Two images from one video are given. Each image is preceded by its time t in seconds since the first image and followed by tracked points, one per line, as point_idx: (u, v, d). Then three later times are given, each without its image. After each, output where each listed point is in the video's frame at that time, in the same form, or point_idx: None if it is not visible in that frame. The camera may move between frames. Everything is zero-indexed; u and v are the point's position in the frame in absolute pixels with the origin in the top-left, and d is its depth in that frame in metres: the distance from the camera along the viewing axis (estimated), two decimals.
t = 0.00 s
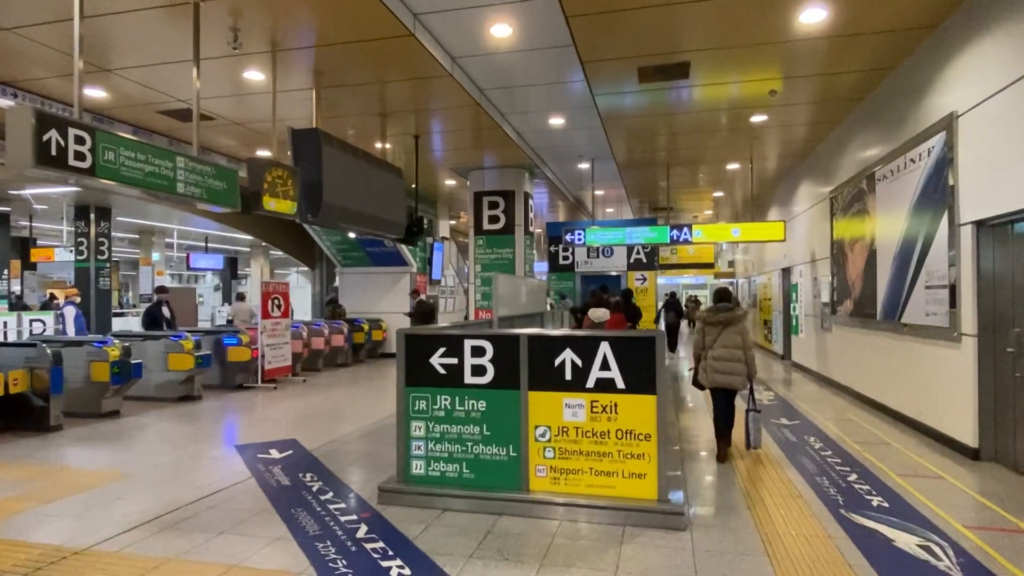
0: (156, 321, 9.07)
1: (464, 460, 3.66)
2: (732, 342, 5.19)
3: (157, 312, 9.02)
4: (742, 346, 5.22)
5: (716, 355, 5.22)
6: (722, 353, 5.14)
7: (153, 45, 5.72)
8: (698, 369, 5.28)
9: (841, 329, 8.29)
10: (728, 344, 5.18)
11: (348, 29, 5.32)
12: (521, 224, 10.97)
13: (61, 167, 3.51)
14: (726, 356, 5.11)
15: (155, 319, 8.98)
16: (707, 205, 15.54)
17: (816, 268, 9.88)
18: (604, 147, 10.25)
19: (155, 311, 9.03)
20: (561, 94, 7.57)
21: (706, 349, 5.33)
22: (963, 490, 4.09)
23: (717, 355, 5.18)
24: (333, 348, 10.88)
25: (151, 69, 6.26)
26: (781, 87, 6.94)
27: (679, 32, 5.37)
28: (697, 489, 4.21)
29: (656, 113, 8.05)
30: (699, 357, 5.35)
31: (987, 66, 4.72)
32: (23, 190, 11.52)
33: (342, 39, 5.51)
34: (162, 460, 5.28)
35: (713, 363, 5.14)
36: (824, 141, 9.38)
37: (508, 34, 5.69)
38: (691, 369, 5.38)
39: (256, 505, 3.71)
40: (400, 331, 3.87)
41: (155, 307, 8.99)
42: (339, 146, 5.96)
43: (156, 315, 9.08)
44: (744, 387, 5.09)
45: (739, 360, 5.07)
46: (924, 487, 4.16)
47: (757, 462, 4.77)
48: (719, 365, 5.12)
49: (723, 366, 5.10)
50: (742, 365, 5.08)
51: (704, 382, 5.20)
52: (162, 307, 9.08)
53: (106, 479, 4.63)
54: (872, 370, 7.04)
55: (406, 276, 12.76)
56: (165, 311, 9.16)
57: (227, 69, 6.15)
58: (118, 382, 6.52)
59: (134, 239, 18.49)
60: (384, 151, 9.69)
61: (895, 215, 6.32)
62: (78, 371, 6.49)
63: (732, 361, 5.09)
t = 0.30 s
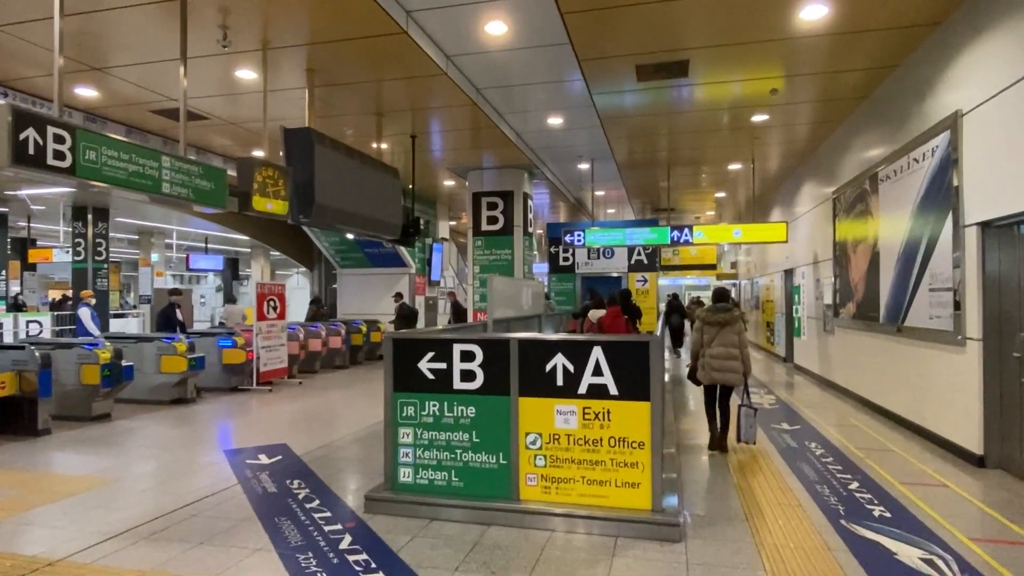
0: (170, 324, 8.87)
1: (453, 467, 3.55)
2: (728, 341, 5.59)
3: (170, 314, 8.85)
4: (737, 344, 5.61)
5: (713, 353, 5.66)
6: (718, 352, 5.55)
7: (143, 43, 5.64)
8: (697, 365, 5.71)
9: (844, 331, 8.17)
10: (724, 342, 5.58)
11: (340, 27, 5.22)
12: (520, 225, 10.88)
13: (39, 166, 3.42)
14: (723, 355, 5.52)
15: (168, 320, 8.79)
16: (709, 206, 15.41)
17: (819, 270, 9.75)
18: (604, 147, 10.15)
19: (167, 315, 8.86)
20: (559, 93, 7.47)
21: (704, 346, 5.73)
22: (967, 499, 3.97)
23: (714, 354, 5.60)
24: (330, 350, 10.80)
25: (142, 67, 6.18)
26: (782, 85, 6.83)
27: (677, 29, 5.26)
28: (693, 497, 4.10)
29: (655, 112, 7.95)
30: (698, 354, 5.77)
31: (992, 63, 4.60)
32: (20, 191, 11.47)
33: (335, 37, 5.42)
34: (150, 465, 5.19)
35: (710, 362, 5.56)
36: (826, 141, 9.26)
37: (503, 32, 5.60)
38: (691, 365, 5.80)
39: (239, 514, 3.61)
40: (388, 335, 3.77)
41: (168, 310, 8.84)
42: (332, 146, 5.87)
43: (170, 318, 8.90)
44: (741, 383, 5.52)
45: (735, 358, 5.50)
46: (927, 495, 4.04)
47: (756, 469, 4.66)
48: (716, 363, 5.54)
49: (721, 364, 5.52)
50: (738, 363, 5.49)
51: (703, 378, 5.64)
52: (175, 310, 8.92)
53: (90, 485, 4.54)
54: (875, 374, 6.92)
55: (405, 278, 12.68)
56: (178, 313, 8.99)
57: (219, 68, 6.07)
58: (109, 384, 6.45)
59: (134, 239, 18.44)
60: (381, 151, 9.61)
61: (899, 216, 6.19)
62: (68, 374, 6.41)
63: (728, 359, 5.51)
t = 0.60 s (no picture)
0: (188, 324, 8.22)
1: (449, 471, 3.48)
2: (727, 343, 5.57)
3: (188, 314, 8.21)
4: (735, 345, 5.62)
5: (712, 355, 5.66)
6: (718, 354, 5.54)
7: (138, 42, 5.59)
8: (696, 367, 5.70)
9: (849, 332, 8.08)
10: (723, 344, 5.57)
11: (337, 24, 5.16)
12: (521, 225, 10.82)
13: (29, 165, 3.37)
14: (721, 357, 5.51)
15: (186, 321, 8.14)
16: (712, 205, 15.32)
17: (823, 270, 9.66)
18: (607, 146, 10.08)
19: (184, 315, 8.22)
20: (560, 91, 7.39)
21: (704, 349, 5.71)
22: (974, 504, 3.89)
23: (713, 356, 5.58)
24: (330, 351, 10.75)
25: (138, 66, 6.13)
26: (785, 83, 6.75)
27: (678, 25, 5.19)
28: (695, 501, 4.02)
29: (658, 111, 7.87)
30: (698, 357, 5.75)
31: (999, 59, 4.52)
32: (20, 190, 11.44)
33: (332, 35, 5.35)
34: (145, 467, 5.14)
35: (709, 363, 5.56)
36: (831, 140, 9.16)
37: (503, 29, 5.53)
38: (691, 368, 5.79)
39: (231, 518, 3.56)
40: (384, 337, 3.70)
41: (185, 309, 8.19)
42: (331, 145, 5.81)
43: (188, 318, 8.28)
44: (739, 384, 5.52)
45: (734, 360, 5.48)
46: (935, 500, 3.96)
47: (760, 472, 4.58)
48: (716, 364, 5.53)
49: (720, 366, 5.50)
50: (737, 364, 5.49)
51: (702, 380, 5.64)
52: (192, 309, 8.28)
53: (83, 488, 4.49)
54: (880, 375, 6.83)
55: (406, 278, 12.62)
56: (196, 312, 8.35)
57: (215, 66, 6.01)
58: (106, 386, 6.43)
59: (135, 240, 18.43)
60: (381, 151, 9.54)
61: (905, 215, 6.10)
62: (65, 376, 6.38)
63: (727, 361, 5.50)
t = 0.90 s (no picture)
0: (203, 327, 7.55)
1: (448, 475, 3.38)
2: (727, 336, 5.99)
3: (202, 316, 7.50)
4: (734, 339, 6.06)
5: (712, 347, 6.03)
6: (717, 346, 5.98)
7: (133, 38, 5.50)
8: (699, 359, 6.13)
9: (855, 331, 7.97)
10: (723, 337, 6.02)
11: (333, 18, 5.07)
12: (523, 224, 10.72)
13: (15, 161, 3.28)
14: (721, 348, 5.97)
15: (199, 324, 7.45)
16: (716, 204, 15.21)
17: (828, 269, 9.55)
18: (609, 144, 9.98)
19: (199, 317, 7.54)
20: (561, 87, 7.29)
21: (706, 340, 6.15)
22: (987, 508, 3.79)
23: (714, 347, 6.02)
24: (330, 351, 10.67)
25: (133, 62, 6.05)
26: (790, 78, 6.64)
27: (681, 19, 5.09)
28: (700, 504, 3.92)
29: (660, 108, 7.78)
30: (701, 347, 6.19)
31: (1010, 52, 4.41)
32: (18, 190, 11.37)
33: (329, 29, 5.26)
34: (139, 468, 5.06)
35: (710, 354, 6.01)
36: (836, 136, 9.04)
37: (503, 23, 5.44)
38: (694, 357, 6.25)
39: (224, 523, 3.47)
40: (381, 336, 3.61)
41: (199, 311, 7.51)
42: (328, 141, 5.71)
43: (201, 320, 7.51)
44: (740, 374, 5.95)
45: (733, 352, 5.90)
46: (947, 503, 3.86)
47: (766, 474, 4.48)
48: (716, 356, 5.97)
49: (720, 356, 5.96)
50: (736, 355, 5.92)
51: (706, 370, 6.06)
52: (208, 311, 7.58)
53: (75, 490, 4.41)
54: (888, 376, 6.72)
55: (407, 277, 12.53)
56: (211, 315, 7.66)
57: (211, 62, 5.92)
58: (102, 386, 6.34)
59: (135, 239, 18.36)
60: (381, 149, 9.45)
61: (912, 211, 5.99)
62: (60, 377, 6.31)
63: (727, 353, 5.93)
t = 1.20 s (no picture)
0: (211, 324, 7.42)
1: (448, 481, 3.24)
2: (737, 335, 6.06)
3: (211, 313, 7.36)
4: (743, 340, 6.12)
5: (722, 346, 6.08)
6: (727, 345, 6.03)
7: (124, 30, 5.36)
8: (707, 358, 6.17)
9: (864, 330, 7.82)
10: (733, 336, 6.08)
11: (329, 9, 4.93)
12: (525, 221, 10.57)
13: None
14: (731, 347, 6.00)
15: (209, 322, 7.30)
16: (720, 201, 15.05)
17: (836, 266, 9.37)
18: (612, 140, 9.82)
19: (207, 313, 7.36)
20: (565, 81, 7.14)
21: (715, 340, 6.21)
22: (1010, 514, 3.64)
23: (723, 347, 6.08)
24: (330, 351, 10.54)
25: (125, 56, 5.91)
26: (798, 71, 6.49)
27: (687, 8, 4.93)
28: (710, 511, 3.76)
29: (665, 102, 7.62)
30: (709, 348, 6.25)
31: None
32: (14, 188, 11.25)
33: (325, 20, 5.12)
34: (131, 471, 4.92)
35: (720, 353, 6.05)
36: (843, 131, 8.88)
37: (505, 13, 5.29)
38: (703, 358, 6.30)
39: (214, 532, 3.33)
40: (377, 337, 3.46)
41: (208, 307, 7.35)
42: (326, 136, 5.57)
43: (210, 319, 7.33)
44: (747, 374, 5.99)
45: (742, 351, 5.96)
46: (968, 509, 3.71)
47: (778, 477, 4.33)
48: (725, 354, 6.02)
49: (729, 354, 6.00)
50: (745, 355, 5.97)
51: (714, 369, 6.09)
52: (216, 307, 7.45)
53: (63, 495, 4.28)
54: (900, 376, 6.55)
55: (408, 275, 12.39)
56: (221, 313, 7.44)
57: (205, 55, 5.78)
58: (96, 388, 6.20)
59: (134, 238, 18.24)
60: (381, 145, 9.30)
61: (926, 207, 5.83)
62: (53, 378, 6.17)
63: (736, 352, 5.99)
